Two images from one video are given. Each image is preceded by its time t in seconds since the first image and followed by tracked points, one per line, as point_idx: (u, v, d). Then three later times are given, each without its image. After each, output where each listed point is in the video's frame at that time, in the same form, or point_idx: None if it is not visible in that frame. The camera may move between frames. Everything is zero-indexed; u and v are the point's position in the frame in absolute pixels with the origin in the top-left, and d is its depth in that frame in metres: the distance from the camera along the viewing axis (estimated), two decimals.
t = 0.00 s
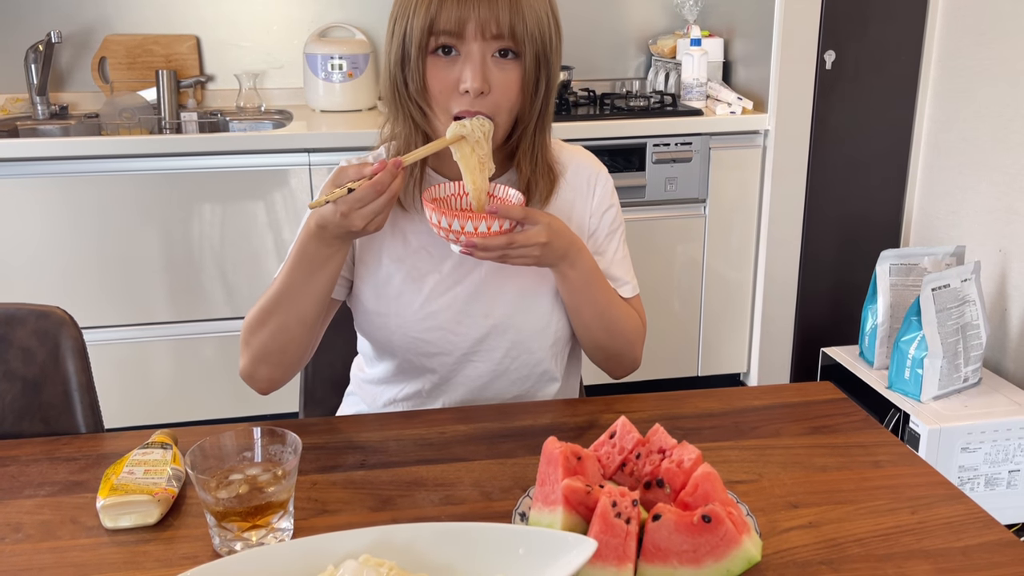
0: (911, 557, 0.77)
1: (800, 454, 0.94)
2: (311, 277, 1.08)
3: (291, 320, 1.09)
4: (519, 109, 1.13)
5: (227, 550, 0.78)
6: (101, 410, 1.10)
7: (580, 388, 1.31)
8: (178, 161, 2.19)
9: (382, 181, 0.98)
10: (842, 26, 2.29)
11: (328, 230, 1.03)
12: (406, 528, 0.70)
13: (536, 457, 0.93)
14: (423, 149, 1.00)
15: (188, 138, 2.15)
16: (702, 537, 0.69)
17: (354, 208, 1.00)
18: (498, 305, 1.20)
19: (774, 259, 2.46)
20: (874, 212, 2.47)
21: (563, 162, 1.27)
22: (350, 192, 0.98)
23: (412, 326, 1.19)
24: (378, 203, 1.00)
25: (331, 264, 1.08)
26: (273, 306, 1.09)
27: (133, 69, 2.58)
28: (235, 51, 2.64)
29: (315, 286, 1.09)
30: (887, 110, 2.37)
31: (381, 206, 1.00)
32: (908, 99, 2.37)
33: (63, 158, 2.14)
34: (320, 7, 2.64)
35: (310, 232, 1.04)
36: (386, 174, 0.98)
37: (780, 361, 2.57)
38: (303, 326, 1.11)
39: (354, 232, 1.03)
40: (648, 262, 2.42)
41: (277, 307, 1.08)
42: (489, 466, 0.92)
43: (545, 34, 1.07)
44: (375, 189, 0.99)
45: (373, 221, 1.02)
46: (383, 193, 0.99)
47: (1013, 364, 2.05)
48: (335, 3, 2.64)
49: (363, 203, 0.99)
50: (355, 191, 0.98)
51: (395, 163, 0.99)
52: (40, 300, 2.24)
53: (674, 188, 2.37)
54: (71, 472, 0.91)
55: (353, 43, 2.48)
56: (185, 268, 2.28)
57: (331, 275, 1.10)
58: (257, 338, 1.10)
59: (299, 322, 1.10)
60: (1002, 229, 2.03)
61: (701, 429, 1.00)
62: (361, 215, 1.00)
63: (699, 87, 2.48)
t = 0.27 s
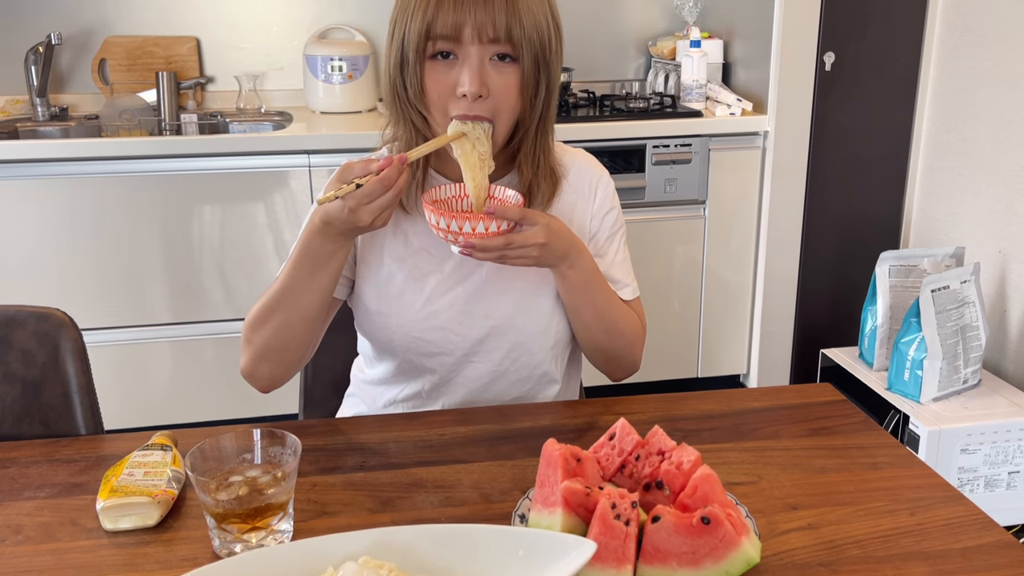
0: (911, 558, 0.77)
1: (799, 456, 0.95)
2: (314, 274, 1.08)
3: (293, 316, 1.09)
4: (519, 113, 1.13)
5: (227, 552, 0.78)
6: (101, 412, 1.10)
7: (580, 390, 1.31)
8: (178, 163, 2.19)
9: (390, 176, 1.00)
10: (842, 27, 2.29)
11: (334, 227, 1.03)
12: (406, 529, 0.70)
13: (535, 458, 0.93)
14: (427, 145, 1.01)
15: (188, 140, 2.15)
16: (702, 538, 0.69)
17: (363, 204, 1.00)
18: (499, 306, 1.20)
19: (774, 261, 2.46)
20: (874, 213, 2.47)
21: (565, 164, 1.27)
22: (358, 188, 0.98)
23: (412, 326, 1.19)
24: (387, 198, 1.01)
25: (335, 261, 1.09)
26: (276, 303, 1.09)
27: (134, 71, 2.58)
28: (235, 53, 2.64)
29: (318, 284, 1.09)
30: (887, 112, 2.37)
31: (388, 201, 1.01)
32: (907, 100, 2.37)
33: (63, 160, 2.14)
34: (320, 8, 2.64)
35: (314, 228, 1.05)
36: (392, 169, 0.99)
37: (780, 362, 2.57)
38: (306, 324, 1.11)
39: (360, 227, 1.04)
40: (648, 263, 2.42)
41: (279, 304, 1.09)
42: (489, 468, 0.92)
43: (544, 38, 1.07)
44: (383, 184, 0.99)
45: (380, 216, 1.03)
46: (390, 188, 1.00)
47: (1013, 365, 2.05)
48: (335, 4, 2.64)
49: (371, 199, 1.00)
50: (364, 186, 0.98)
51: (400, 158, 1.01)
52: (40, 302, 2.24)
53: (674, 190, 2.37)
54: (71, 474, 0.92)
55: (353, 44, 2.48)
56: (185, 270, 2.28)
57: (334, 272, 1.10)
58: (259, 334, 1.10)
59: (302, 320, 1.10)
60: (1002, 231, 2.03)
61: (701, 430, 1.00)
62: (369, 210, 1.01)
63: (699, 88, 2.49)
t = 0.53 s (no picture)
0: (909, 561, 0.77)
1: (798, 458, 0.95)
2: (323, 275, 1.09)
3: (303, 317, 1.10)
4: (517, 117, 1.13)
5: (226, 554, 0.78)
6: (101, 415, 1.10)
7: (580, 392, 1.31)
8: (178, 165, 2.20)
9: (398, 174, 1.01)
10: (841, 30, 2.29)
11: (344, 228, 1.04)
12: (405, 532, 0.71)
13: (535, 461, 0.94)
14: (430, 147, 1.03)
15: (187, 142, 2.15)
16: (700, 541, 0.69)
17: (373, 203, 1.01)
18: (499, 307, 1.20)
19: (773, 263, 2.46)
20: (873, 215, 2.47)
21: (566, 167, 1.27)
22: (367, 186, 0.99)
23: (413, 326, 1.19)
24: (396, 196, 1.02)
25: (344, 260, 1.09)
26: (284, 305, 1.09)
27: (133, 74, 2.58)
28: (235, 56, 2.64)
29: (327, 284, 1.09)
30: (887, 114, 2.38)
31: (397, 199, 1.02)
32: (906, 102, 2.37)
33: (63, 162, 2.15)
34: (320, 11, 2.65)
35: (322, 229, 1.05)
36: (400, 167, 1.01)
37: (780, 364, 2.57)
38: (315, 324, 1.11)
39: (369, 227, 1.04)
40: (647, 265, 2.43)
41: (288, 304, 1.09)
42: (488, 470, 0.92)
43: (541, 42, 1.07)
44: (391, 182, 1.01)
45: (389, 216, 1.03)
46: (398, 185, 1.01)
47: (1012, 367, 2.05)
48: (335, 7, 2.65)
49: (380, 197, 1.01)
50: (374, 184, 0.99)
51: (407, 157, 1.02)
52: (40, 305, 2.25)
53: (673, 192, 2.37)
54: (71, 477, 0.92)
55: (352, 47, 2.49)
56: (185, 272, 2.28)
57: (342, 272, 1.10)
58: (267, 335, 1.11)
59: (311, 320, 1.10)
60: (1001, 233, 2.04)
61: (700, 433, 1.01)
62: (379, 209, 1.02)
63: (698, 90, 2.49)
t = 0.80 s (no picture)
0: (908, 564, 0.77)
1: (797, 461, 0.95)
2: (328, 279, 1.08)
3: (308, 321, 1.10)
4: (519, 123, 1.12)
5: (225, 558, 0.78)
6: (99, 419, 1.10)
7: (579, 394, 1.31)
8: (177, 168, 2.19)
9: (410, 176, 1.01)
10: (839, 32, 2.29)
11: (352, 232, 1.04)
12: (404, 535, 0.70)
13: (534, 464, 0.93)
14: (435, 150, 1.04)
15: (186, 145, 2.15)
16: (699, 544, 0.69)
17: (386, 206, 1.01)
18: (499, 307, 1.20)
19: (772, 265, 2.46)
20: (872, 217, 2.47)
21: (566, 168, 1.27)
22: (379, 189, 1.00)
23: (413, 327, 1.18)
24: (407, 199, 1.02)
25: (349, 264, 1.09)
26: (291, 309, 1.09)
27: (132, 77, 2.58)
28: (235, 59, 2.64)
29: (332, 288, 1.09)
30: (886, 116, 2.38)
31: (408, 201, 1.02)
32: (905, 105, 2.37)
33: (62, 165, 2.15)
34: (319, 13, 2.65)
35: (330, 234, 1.05)
36: (411, 169, 1.02)
37: (780, 366, 2.57)
38: (319, 327, 1.11)
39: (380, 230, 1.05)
40: (647, 268, 2.43)
41: (293, 309, 1.09)
42: (487, 473, 0.92)
43: (543, 49, 1.06)
44: (402, 185, 1.01)
45: (400, 218, 1.04)
46: (409, 188, 1.02)
47: (1011, 370, 2.05)
48: (334, 10, 2.65)
49: (392, 199, 1.01)
50: (386, 186, 1.00)
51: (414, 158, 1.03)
52: (39, 308, 2.24)
53: (673, 195, 2.37)
54: (69, 480, 0.91)
55: (352, 50, 2.49)
56: (184, 275, 2.28)
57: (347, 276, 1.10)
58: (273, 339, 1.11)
59: (316, 324, 1.10)
60: (1000, 235, 2.04)
61: (699, 435, 1.00)
62: (391, 211, 1.02)
63: (697, 93, 2.49)
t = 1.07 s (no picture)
0: (909, 568, 0.77)
1: (797, 466, 0.94)
2: (318, 300, 1.08)
3: (302, 340, 1.10)
4: (521, 129, 1.12)
5: (222, 565, 0.77)
6: (96, 424, 1.09)
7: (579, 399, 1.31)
8: (175, 174, 2.19)
9: (389, 204, 1.00)
10: (837, 37, 2.30)
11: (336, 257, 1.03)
12: (403, 540, 0.70)
13: (533, 469, 0.93)
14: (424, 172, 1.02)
15: (184, 150, 2.15)
16: (699, 549, 0.68)
17: (367, 236, 1.01)
18: (499, 309, 1.20)
19: (771, 270, 2.46)
20: (871, 222, 2.47)
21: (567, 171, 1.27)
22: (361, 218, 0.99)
23: (413, 329, 1.18)
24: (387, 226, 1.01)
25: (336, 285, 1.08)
26: (278, 330, 1.08)
27: (130, 82, 2.58)
28: (233, 64, 2.65)
29: (322, 308, 1.09)
30: (886, 120, 2.38)
31: (389, 230, 1.01)
32: (903, 109, 2.37)
33: (60, 171, 2.14)
34: (317, 18, 2.65)
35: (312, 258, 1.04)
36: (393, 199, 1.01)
37: (779, 371, 2.57)
38: (314, 345, 1.11)
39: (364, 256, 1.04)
40: (646, 273, 2.43)
41: (287, 330, 1.08)
42: (485, 478, 0.91)
43: (544, 54, 1.06)
44: (381, 214, 1.00)
45: (382, 247, 1.03)
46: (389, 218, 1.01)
47: (1010, 374, 2.05)
48: (332, 15, 2.65)
49: (374, 229, 1.00)
50: (367, 216, 0.99)
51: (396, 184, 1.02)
52: (36, 314, 2.24)
53: (671, 200, 2.37)
54: (66, 486, 0.91)
55: (350, 55, 2.49)
56: (183, 280, 2.28)
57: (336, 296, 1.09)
58: (263, 358, 1.10)
59: (308, 343, 1.10)
60: (998, 239, 2.04)
61: (698, 440, 1.00)
62: (372, 240, 1.01)
63: (695, 98, 2.49)
